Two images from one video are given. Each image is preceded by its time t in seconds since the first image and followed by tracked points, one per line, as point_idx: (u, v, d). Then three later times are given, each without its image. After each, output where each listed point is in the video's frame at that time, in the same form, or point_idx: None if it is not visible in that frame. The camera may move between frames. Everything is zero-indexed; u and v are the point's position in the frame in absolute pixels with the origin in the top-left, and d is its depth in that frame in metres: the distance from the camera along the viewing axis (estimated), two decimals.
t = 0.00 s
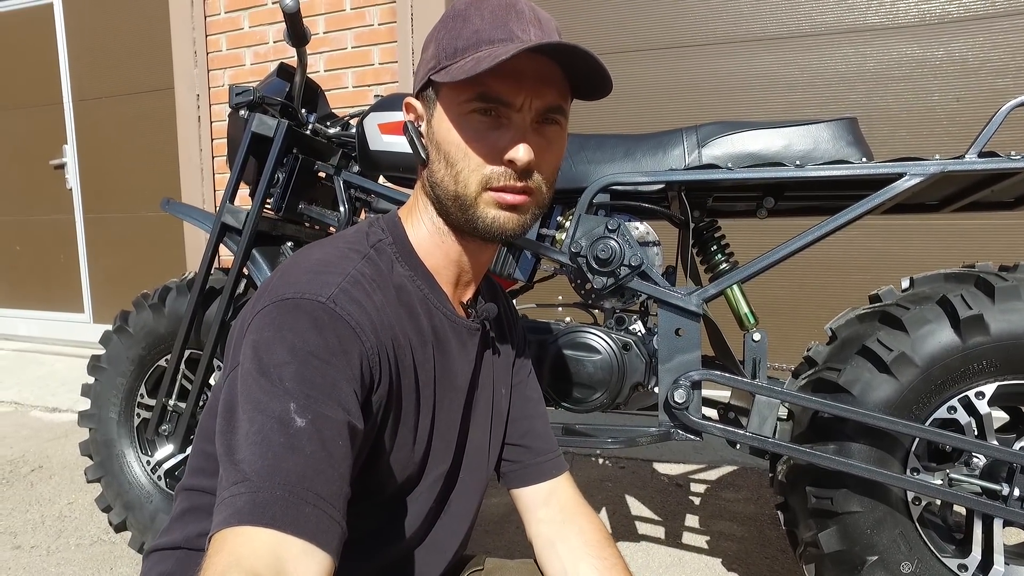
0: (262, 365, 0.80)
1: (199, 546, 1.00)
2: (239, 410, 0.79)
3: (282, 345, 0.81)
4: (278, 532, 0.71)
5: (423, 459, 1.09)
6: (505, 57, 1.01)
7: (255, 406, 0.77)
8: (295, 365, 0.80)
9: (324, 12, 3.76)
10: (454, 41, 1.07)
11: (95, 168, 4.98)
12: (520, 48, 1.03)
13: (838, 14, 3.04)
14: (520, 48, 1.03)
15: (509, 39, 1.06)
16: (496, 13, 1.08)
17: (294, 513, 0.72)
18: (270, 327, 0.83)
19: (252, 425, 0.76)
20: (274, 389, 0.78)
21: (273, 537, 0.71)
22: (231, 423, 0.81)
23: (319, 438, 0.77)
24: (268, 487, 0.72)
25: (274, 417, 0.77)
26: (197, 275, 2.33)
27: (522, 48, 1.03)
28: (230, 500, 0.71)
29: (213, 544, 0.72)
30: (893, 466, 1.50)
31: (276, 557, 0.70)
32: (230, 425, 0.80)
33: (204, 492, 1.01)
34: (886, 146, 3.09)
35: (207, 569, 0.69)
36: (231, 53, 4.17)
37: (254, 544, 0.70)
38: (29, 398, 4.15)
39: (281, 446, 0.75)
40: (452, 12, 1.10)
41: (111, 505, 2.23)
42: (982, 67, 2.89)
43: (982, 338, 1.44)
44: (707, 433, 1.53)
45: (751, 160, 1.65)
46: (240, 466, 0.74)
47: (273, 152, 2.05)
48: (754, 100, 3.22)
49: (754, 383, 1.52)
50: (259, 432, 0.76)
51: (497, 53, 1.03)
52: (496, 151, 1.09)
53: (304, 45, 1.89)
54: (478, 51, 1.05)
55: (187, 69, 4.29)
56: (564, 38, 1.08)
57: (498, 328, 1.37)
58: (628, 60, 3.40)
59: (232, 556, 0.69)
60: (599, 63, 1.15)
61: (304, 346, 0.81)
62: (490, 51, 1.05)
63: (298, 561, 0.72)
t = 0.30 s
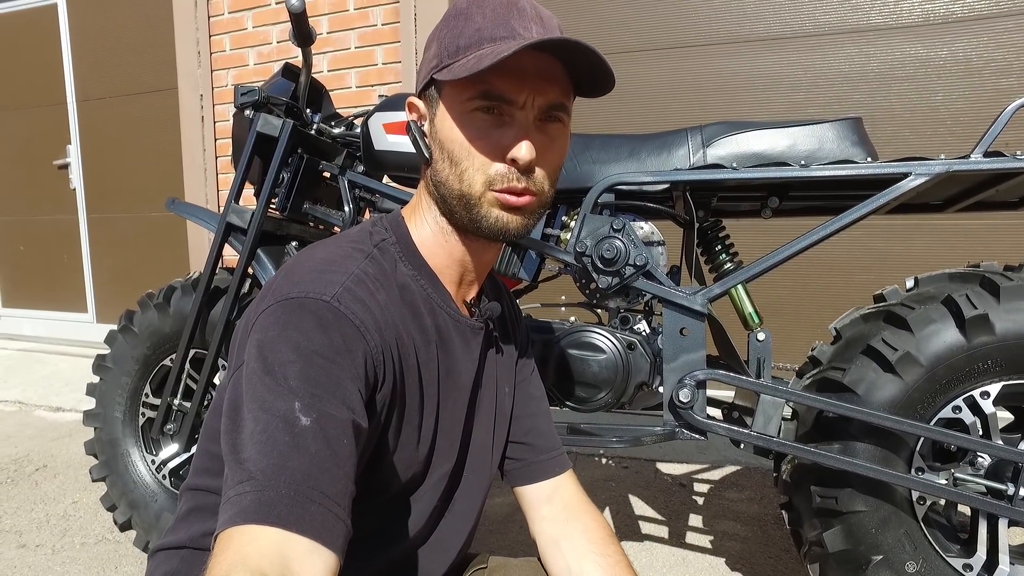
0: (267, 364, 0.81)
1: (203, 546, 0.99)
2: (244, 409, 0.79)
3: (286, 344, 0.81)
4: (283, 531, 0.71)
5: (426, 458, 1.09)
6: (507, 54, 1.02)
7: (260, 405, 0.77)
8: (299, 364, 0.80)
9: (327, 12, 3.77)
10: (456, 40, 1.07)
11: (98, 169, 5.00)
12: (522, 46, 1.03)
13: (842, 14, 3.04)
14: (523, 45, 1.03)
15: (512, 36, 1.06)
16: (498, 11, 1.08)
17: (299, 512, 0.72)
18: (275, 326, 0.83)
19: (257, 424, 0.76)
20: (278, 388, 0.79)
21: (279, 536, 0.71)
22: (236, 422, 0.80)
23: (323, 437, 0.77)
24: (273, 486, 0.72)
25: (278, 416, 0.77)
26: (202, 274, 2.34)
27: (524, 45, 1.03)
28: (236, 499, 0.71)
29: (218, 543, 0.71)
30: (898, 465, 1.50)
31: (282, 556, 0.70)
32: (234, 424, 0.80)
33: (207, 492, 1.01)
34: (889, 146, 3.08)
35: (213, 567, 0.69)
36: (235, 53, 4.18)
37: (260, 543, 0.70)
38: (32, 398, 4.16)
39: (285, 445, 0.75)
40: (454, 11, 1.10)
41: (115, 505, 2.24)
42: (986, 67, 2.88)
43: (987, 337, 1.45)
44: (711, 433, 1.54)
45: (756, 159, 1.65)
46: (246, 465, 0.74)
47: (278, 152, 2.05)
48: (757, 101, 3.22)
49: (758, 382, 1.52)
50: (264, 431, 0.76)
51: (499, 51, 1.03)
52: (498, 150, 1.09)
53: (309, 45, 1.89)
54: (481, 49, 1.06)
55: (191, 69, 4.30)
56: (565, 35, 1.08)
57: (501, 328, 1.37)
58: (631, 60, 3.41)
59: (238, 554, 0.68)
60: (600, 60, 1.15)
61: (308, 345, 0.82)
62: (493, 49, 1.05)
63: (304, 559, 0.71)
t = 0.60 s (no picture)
0: (264, 364, 0.81)
1: (201, 548, 0.99)
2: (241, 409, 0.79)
3: (284, 344, 0.81)
4: (282, 530, 0.71)
5: (425, 457, 1.09)
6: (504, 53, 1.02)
7: (257, 405, 0.77)
8: (296, 363, 0.80)
9: (329, 12, 3.77)
10: (453, 39, 1.07)
11: (100, 169, 5.00)
12: (519, 45, 1.03)
13: (843, 14, 3.04)
14: (519, 45, 1.03)
15: (509, 36, 1.06)
16: (495, 10, 1.08)
17: (298, 511, 0.72)
18: (272, 326, 0.83)
19: (255, 424, 0.76)
20: (275, 388, 0.79)
21: (277, 536, 0.71)
22: (234, 423, 0.80)
23: (322, 436, 0.77)
24: (272, 486, 0.72)
25: (276, 416, 0.77)
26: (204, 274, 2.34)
27: (521, 45, 1.03)
28: (234, 499, 0.71)
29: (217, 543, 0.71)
30: (900, 466, 1.50)
31: (281, 555, 0.70)
32: (232, 425, 0.80)
33: (205, 493, 1.01)
34: (891, 146, 3.08)
35: (212, 568, 0.69)
36: (237, 54, 4.18)
37: (259, 542, 0.70)
38: (34, 398, 4.16)
39: (283, 444, 0.75)
40: (451, 11, 1.10)
41: (117, 504, 2.24)
42: (988, 66, 2.88)
43: (988, 337, 1.44)
44: (712, 433, 1.54)
45: (757, 159, 1.65)
46: (244, 466, 0.74)
47: (280, 152, 2.06)
48: (758, 101, 3.22)
49: (758, 382, 1.51)
50: (262, 431, 0.75)
51: (496, 50, 1.03)
52: (495, 149, 1.09)
53: (311, 45, 1.89)
54: (478, 49, 1.06)
55: (193, 70, 4.30)
56: (562, 34, 1.08)
57: (499, 328, 1.37)
58: (632, 61, 3.41)
59: (237, 555, 0.68)
60: (597, 59, 1.15)
61: (305, 345, 0.82)
62: (490, 48, 1.05)
63: (303, 558, 0.72)
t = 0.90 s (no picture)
0: (263, 366, 0.80)
1: (201, 551, 0.99)
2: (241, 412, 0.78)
3: (283, 346, 0.81)
4: (284, 531, 0.71)
5: (425, 458, 1.09)
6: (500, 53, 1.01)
7: (258, 407, 0.77)
8: (295, 365, 0.80)
9: (331, 13, 3.78)
10: (449, 39, 1.07)
11: (103, 170, 5.01)
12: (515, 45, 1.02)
13: (846, 15, 3.03)
14: (516, 44, 1.02)
15: (504, 35, 1.06)
16: (491, 10, 1.08)
17: (300, 512, 0.72)
18: (271, 328, 0.83)
19: (256, 426, 0.76)
20: (275, 390, 0.79)
21: (280, 537, 0.71)
22: (234, 425, 0.80)
23: (323, 437, 0.77)
24: (274, 487, 0.72)
25: (276, 417, 0.76)
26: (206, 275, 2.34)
27: (518, 45, 1.03)
28: (236, 501, 0.71)
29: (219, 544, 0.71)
30: (904, 467, 1.50)
31: (284, 556, 0.70)
32: (232, 427, 0.80)
33: (205, 496, 1.00)
34: (894, 146, 3.08)
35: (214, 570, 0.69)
36: (240, 54, 4.19)
37: (262, 543, 0.70)
38: (37, 398, 4.17)
39: (285, 446, 0.75)
40: (446, 11, 1.10)
41: (120, 505, 2.24)
42: (992, 67, 2.87)
43: (993, 339, 1.44)
44: (715, 434, 1.54)
45: (761, 160, 1.65)
46: (245, 468, 0.74)
47: (282, 153, 2.06)
48: (761, 101, 3.22)
49: (761, 383, 1.51)
50: (263, 433, 0.75)
51: (493, 50, 1.03)
52: (493, 148, 1.09)
53: (315, 46, 1.89)
54: (474, 49, 1.05)
55: (195, 71, 4.31)
56: (558, 33, 1.08)
57: (497, 327, 1.36)
58: (635, 62, 3.41)
59: (240, 556, 0.68)
60: (593, 57, 1.15)
61: (305, 346, 0.82)
62: (486, 48, 1.05)
63: (306, 559, 0.72)
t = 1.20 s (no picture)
0: (253, 366, 0.80)
1: (187, 553, 0.98)
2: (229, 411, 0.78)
3: (274, 346, 0.81)
4: (271, 531, 0.71)
5: (414, 459, 1.08)
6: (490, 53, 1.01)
7: (247, 407, 0.77)
8: (285, 365, 0.80)
9: (332, 13, 3.78)
10: (441, 41, 1.07)
11: (104, 170, 5.02)
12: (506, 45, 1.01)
13: (847, 14, 3.03)
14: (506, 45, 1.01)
15: (496, 36, 1.05)
16: (484, 12, 1.08)
17: (287, 512, 0.71)
18: (262, 328, 0.83)
19: (244, 426, 0.76)
20: (265, 389, 0.78)
21: (266, 538, 0.70)
22: (222, 424, 0.80)
23: (312, 437, 0.77)
24: (261, 487, 0.71)
25: (266, 417, 0.76)
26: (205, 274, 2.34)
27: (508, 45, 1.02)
28: (222, 500, 0.71)
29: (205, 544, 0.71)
30: (903, 468, 1.49)
31: (270, 556, 0.70)
32: (221, 426, 0.79)
33: (191, 498, 1.00)
34: (894, 146, 3.07)
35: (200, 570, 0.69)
36: (240, 55, 4.19)
37: (248, 543, 0.69)
38: (38, 398, 4.17)
39: (273, 446, 0.74)
40: (439, 13, 1.10)
41: (118, 504, 2.24)
42: (993, 66, 2.86)
43: (993, 339, 1.43)
44: (714, 434, 1.53)
45: (760, 159, 1.64)
46: (233, 467, 0.74)
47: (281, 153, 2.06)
48: (762, 101, 3.21)
49: (758, 383, 1.51)
50: (251, 433, 0.75)
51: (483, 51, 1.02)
52: (483, 148, 1.09)
53: (313, 45, 1.89)
54: (464, 50, 1.05)
55: (196, 71, 4.31)
56: (548, 33, 1.07)
57: (489, 329, 1.36)
58: (635, 61, 3.40)
59: (226, 556, 0.68)
60: (583, 57, 1.14)
61: (295, 346, 0.81)
62: (476, 48, 1.04)
63: (291, 560, 0.71)
